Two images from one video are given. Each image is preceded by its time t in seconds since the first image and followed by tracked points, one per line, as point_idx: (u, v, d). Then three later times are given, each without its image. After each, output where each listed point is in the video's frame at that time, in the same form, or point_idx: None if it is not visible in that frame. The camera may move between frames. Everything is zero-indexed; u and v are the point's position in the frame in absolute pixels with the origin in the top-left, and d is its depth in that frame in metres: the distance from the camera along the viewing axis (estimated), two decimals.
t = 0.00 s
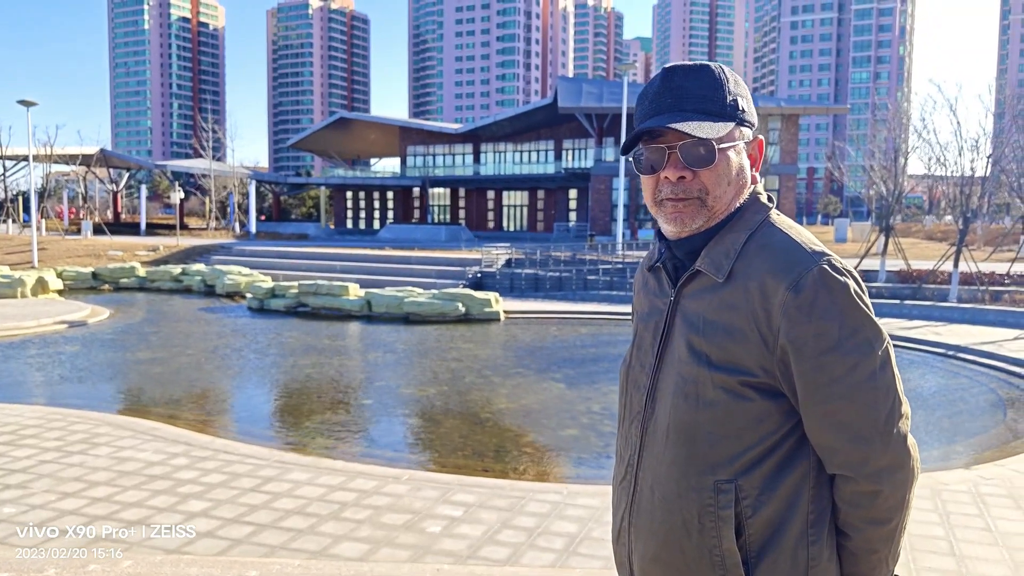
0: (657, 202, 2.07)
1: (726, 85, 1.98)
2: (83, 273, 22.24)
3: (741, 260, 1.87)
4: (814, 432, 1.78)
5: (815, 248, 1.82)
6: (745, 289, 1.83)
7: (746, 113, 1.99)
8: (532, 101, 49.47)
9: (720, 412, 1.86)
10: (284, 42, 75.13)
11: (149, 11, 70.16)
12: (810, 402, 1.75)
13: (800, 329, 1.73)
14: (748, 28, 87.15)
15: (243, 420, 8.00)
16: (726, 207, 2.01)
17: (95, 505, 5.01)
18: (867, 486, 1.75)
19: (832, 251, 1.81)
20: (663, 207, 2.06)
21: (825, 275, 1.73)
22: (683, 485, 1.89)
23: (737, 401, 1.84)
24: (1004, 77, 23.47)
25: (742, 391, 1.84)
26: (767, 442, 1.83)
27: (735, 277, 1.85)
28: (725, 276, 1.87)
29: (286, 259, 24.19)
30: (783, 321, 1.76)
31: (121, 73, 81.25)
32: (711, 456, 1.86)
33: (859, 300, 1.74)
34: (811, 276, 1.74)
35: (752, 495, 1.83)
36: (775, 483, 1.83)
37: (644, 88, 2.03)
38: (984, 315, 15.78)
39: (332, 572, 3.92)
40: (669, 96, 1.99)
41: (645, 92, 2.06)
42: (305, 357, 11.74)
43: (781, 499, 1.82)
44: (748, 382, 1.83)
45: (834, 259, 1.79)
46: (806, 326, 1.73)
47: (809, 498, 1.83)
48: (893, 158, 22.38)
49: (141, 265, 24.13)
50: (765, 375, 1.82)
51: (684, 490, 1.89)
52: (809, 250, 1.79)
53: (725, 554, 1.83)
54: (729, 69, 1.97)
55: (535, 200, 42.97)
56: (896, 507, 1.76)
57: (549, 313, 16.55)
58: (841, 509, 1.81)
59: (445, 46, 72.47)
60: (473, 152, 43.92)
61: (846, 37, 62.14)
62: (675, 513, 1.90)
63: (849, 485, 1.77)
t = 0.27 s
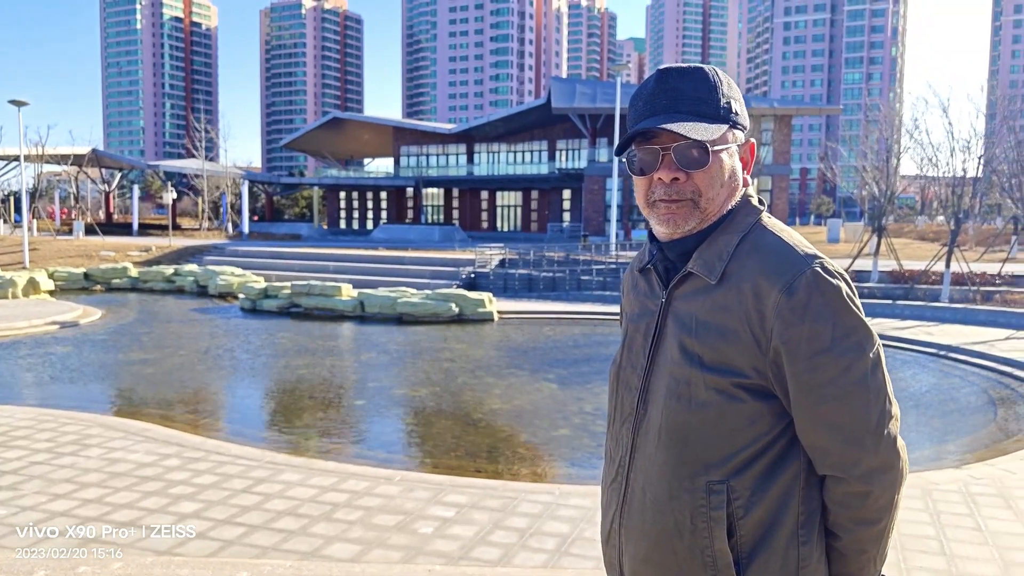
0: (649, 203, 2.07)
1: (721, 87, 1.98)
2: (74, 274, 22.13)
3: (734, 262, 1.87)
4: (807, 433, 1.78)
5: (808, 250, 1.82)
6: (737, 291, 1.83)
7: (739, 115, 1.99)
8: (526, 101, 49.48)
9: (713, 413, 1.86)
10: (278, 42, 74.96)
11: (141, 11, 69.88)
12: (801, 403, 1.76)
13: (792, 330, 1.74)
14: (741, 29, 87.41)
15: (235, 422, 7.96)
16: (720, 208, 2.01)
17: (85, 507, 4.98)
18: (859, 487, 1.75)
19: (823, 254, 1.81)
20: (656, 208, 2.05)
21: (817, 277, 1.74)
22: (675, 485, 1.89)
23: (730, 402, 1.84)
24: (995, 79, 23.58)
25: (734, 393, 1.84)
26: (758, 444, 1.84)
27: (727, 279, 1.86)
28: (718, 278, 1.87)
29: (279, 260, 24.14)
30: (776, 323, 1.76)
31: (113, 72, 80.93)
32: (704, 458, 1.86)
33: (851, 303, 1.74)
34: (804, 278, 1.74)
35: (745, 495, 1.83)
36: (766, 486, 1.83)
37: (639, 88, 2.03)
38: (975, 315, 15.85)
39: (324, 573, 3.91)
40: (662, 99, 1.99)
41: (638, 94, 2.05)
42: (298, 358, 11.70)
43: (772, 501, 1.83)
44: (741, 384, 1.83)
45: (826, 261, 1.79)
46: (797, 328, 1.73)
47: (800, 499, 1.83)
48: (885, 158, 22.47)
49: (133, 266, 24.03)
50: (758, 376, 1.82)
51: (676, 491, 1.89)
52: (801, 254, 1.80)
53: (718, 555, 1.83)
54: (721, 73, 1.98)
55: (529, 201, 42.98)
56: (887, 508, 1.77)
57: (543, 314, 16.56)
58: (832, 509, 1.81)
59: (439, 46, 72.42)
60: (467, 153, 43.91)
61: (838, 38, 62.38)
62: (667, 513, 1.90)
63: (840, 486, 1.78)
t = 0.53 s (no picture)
0: (636, 206, 2.08)
1: (705, 92, 2.00)
2: (66, 275, 22.04)
3: (720, 263, 1.89)
4: (792, 433, 1.79)
5: (791, 252, 1.84)
6: (723, 293, 1.84)
7: (724, 119, 2.01)
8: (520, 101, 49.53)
9: (699, 413, 1.87)
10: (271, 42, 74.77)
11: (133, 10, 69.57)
12: (786, 404, 1.77)
13: (776, 332, 1.75)
14: (734, 29, 87.60)
15: (227, 422, 7.95)
16: (706, 211, 2.02)
17: (77, 508, 4.97)
18: (842, 486, 1.78)
19: (807, 256, 1.83)
20: (643, 211, 2.07)
21: (801, 279, 1.76)
22: (660, 485, 1.91)
23: (715, 403, 1.86)
24: (985, 79, 23.70)
25: (720, 392, 1.85)
26: (742, 443, 1.86)
27: (714, 280, 1.87)
28: (704, 279, 1.89)
29: (272, 260, 24.09)
30: (760, 324, 1.78)
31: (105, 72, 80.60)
32: (688, 457, 1.88)
33: (833, 304, 1.77)
34: (789, 280, 1.76)
35: (729, 495, 1.85)
36: (749, 486, 1.85)
37: (625, 92, 2.04)
38: (966, 315, 15.94)
39: (316, 574, 3.92)
40: (649, 103, 2.00)
41: (625, 97, 2.07)
42: (290, 358, 11.69)
43: (757, 501, 1.85)
44: (727, 384, 1.85)
45: (810, 263, 1.81)
46: (782, 330, 1.75)
47: (785, 498, 1.85)
48: (877, 158, 22.56)
49: (125, 266, 23.92)
50: (743, 377, 1.84)
51: (662, 491, 1.91)
52: (784, 256, 1.82)
53: (703, 554, 1.84)
54: (706, 77, 2.00)
55: (522, 201, 42.99)
56: (870, 506, 1.79)
57: (536, 314, 16.57)
58: (816, 508, 1.83)
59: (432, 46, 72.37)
60: (460, 153, 43.90)
61: (830, 39, 62.62)
62: (653, 513, 1.92)
63: (824, 485, 1.80)
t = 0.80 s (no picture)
0: (623, 203, 2.10)
1: (694, 89, 2.01)
2: (57, 276, 21.92)
3: (706, 260, 1.90)
4: (779, 430, 1.81)
5: (778, 248, 1.86)
6: (712, 288, 1.85)
7: (710, 115, 2.02)
8: (512, 101, 49.64)
9: (687, 409, 1.88)
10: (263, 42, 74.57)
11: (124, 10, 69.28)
12: (772, 400, 1.79)
13: (762, 327, 1.77)
14: (727, 30, 87.87)
15: (220, 423, 7.94)
16: (693, 208, 2.04)
17: (68, 509, 4.95)
18: (827, 482, 1.79)
19: (793, 253, 1.85)
20: (630, 208, 2.08)
21: (786, 276, 1.77)
22: (648, 481, 1.92)
23: (701, 398, 1.88)
24: (976, 79, 23.83)
25: (707, 388, 1.87)
26: (728, 440, 1.87)
27: (700, 276, 1.88)
28: (690, 276, 1.90)
29: (265, 261, 24.03)
30: (747, 322, 1.79)
31: (97, 73, 80.28)
32: (675, 453, 1.90)
33: (820, 300, 1.78)
34: (774, 277, 1.77)
35: (716, 491, 1.86)
36: (736, 482, 1.86)
37: (610, 91, 2.07)
38: (958, 314, 16.03)
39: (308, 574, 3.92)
40: (635, 101, 2.02)
41: (611, 95, 2.09)
42: (282, 358, 11.67)
43: (744, 497, 1.86)
44: (714, 380, 1.86)
45: (795, 259, 1.83)
46: (768, 325, 1.76)
47: (771, 494, 1.87)
48: (869, 158, 22.68)
49: (116, 267, 23.82)
50: (730, 373, 1.85)
51: (649, 486, 1.92)
52: (770, 252, 1.84)
53: (691, 548, 1.85)
54: (692, 74, 2.01)
55: (516, 201, 43.03)
56: (855, 501, 1.81)
57: (529, 314, 16.59)
58: (801, 504, 1.85)
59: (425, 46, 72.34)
60: (453, 153, 43.91)
61: (822, 39, 62.89)
62: (641, 508, 1.93)
63: (810, 481, 1.82)
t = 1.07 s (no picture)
0: (610, 194, 2.11)
1: (680, 84, 2.02)
2: (51, 276, 21.84)
3: (695, 259, 1.91)
4: (768, 429, 1.82)
5: (766, 247, 1.86)
6: (700, 288, 1.86)
7: (699, 113, 2.03)
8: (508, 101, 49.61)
9: (677, 408, 1.89)
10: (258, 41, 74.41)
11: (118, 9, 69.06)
12: (760, 399, 1.80)
13: (751, 326, 1.77)
14: (722, 29, 87.94)
15: (215, 423, 7.92)
16: (679, 203, 2.05)
17: (62, 510, 4.94)
18: (817, 480, 1.80)
19: (781, 251, 1.86)
20: (616, 200, 2.09)
21: (775, 274, 1.78)
22: (639, 479, 1.93)
23: (692, 398, 1.88)
24: (969, 79, 23.90)
25: (695, 387, 1.88)
26: (718, 437, 1.88)
27: (690, 275, 1.89)
28: (679, 275, 1.91)
29: (260, 260, 23.99)
30: (735, 320, 1.80)
31: (91, 72, 80.01)
32: (665, 453, 1.90)
33: (809, 300, 1.79)
34: (762, 275, 1.78)
35: (705, 490, 1.87)
36: (726, 481, 1.87)
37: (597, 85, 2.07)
38: (951, 312, 16.09)
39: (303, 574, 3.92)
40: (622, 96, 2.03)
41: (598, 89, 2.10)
42: (277, 358, 11.66)
43: (732, 496, 1.87)
44: (702, 379, 1.87)
45: (783, 258, 1.83)
46: (755, 325, 1.77)
47: (761, 493, 1.87)
48: (863, 157, 22.74)
49: (111, 267, 23.75)
50: (718, 373, 1.86)
51: (640, 485, 1.92)
52: (759, 251, 1.84)
53: (680, 547, 1.86)
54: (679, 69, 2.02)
55: (511, 200, 43.03)
56: (845, 499, 1.82)
57: (524, 313, 16.59)
58: (791, 502, 1.86)
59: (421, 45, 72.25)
60: (448, 152, 43.88)
61: (817, 39, 63.00)
62: (632, 507, 1.94)
63: (800, 480, 1.82)
